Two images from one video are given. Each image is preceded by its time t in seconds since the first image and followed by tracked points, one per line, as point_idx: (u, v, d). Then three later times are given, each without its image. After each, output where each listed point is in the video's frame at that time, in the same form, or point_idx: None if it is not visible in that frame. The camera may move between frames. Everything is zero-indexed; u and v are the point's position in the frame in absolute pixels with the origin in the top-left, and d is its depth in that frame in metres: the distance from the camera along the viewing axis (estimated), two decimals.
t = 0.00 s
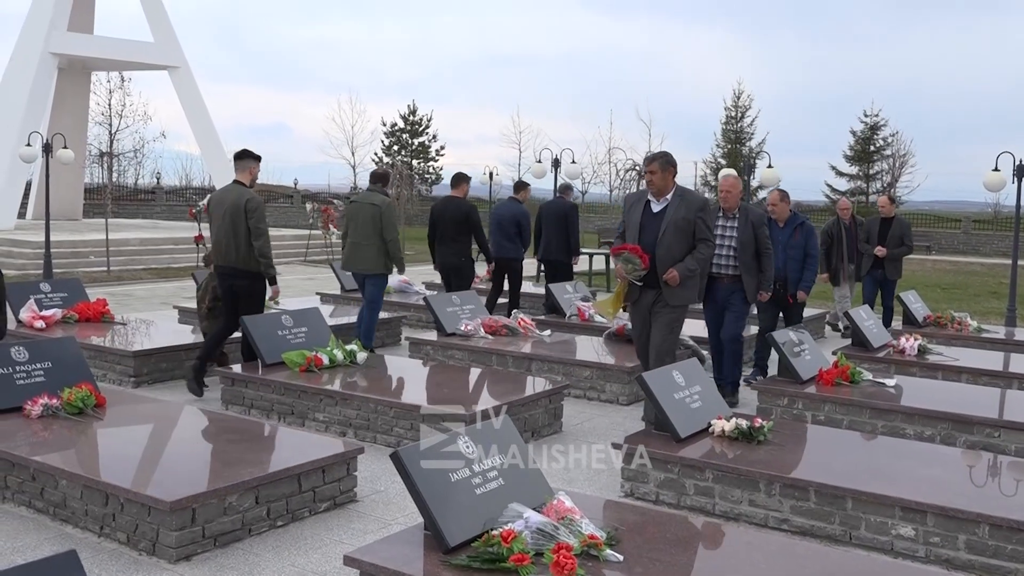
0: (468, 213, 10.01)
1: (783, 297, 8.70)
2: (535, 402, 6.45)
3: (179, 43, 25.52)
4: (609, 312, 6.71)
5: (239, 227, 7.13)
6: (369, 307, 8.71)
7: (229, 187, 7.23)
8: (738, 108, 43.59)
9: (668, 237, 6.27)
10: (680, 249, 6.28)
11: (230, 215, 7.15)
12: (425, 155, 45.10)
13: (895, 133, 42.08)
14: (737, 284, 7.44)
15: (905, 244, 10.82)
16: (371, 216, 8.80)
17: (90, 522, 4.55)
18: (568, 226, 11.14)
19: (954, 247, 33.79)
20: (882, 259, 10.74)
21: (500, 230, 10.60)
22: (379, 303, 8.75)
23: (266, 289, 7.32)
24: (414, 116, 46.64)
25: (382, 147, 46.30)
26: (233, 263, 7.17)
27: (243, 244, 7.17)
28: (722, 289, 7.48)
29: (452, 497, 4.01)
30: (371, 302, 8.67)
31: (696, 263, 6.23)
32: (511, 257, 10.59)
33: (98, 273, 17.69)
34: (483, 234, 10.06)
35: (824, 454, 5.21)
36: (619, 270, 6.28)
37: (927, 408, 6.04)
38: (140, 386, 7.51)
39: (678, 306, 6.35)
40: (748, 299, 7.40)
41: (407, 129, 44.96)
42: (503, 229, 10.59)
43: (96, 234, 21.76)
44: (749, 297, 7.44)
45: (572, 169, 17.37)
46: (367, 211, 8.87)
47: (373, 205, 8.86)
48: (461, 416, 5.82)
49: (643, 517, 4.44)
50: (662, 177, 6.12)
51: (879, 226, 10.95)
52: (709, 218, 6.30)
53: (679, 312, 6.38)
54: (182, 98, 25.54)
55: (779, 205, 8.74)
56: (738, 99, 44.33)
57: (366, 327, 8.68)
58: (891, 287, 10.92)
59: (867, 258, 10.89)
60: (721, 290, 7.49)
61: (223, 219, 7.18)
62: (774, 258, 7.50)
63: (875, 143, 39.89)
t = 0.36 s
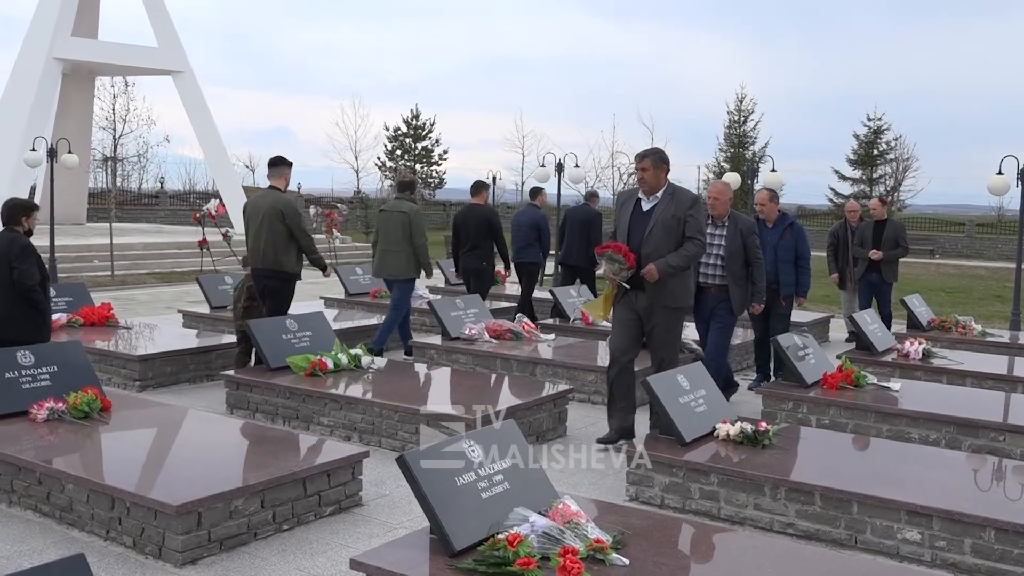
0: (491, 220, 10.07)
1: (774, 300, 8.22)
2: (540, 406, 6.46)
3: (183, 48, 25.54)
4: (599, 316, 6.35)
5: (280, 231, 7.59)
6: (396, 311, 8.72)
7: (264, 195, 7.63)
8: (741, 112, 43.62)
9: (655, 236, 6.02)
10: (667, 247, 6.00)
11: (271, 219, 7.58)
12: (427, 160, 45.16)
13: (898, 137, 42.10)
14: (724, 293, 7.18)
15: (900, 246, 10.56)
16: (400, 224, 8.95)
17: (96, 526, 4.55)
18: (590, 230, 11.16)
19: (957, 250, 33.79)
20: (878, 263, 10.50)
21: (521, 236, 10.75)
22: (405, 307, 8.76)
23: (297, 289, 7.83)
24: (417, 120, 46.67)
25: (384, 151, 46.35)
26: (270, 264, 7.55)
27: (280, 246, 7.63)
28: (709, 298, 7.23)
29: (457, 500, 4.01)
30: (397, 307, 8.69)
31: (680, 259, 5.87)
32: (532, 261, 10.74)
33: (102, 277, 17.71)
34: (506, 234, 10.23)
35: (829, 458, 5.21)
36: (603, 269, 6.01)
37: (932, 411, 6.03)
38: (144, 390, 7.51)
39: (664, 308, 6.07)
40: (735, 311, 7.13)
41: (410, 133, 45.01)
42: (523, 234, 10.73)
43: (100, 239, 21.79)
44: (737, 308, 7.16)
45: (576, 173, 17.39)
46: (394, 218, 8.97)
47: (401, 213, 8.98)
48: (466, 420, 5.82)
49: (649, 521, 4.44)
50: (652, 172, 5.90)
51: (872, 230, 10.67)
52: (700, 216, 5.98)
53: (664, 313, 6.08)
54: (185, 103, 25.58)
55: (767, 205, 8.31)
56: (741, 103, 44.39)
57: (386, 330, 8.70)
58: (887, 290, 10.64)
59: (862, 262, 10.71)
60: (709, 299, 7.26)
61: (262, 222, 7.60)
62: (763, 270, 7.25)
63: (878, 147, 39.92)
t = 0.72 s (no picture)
0: (510, 222, 10.23)
1: (767, 311, 7.91)
2: (546, 408, 6.46)
3: (189, 51, 25.61)
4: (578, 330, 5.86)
5: (311, 235, 8.00)
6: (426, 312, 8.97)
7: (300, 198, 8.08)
8: (745, 115, 43.67)
9: (635, 245, 5.66)
10: (650, 256, 5.66)
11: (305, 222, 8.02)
12: (432, 163, 45.23)
13: (903, 140, 42.11)
14: (717, 296, 6.82)
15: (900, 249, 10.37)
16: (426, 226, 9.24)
17: (104, 528, 4.56)
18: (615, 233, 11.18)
19: (962, 254, 33.77)
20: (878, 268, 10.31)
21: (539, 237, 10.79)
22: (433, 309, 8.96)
23: (333, 290, 8.21)
24: (422, 123, 46.74)
25: (389, 154, 46.43)
26: (302, 265, 8.00)
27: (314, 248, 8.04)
28: (700, 300, 6.84)
29: (464, 502, 4.02)
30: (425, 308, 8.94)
31: (665, 268, 5.57)
32: (550, 261, 10.79)
33: (109, 280, 17.75)
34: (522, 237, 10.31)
35: (835, 461, 5.22)
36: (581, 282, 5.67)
37: (938, 415, 6.03)
38: (151, 392, 7.53)
39: (646, 318, 5.74)
40: (727, 312, 6.82)
41: (414, 136, 45.07)
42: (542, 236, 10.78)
43: (106, 241, 21.84)
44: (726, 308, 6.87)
45: (581, 176, 17.41)
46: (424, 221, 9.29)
47: (429, 215, 9.26)
48: (474, 422, 5.82)
49: (656, 523, 4.44)
50: (629, 179, 5.53)
51: (873, 232, 10.52)
52: (680, 222, 5.69)
53: (650, 324, 5.75)
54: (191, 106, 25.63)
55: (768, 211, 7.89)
56: (746, 106, 44.42)
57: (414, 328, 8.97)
58: (887, 294, 10.49)
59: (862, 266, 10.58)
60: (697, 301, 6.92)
61: (297, 225, 8.03)
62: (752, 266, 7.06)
63: (883, 150, 39.92)
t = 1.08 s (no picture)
0: (538, 227, 10.32)
1: (761, 314, 7.65)
2: (552, 411, 6.48)
3: (195, 55, 25.66)
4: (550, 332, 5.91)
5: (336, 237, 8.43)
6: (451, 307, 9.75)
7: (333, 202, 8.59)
8: (750, 117, 43.71)
9: (616, 247, 5.49)
10: (631, 259, 5.51)
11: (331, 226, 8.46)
12: (437, 165, 45.27)
13: (907, 143, 42.09)
14: (696, 302, 6.70)
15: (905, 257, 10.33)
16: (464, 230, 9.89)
17: (113, 529, 4.59)
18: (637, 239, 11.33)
19: (968, 256, 33.75)
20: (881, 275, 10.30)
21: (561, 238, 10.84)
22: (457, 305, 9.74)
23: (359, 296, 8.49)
24: (426, 125, 46.79)
25: (393, 157, 46.47)
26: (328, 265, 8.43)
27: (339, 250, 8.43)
28: (677, 308, 6.72)
29: (472, 503, 4.04)
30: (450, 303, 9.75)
31: (648, 272, 5.45)
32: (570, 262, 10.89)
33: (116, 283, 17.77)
34: (552, 242, 10.47)
35: (841, 463, 5.23)
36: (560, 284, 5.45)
37: (944, 417, 6.03)
38: (158, 395, 7.54)
39: (629, 324, 5.54)
40: (708, 318, 6.70)
41: (419, 139, 45.11)
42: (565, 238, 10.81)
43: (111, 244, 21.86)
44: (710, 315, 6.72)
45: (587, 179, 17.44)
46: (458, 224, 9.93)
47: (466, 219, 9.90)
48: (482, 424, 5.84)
49: (662, 525, 4.46)
50: (609, 177, 5.37)
51: (879, 238, 10.54)
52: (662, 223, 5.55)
53: (632, 330, 5.57)
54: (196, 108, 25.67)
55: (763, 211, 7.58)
56: (750, 108, 44.45)
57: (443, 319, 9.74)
58: (889, 301, 10.47)
59: (866, 272, 10.57)
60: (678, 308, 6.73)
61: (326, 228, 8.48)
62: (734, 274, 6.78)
63: (889, 153, 39.91)
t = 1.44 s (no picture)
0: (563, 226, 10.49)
1: (750, 317, 7.41)
2: (560, 412, 6.51)
3: (201, 56, 25.72)
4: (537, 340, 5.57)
5: (382, 238, 8.59)
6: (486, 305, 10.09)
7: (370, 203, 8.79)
8: (755, 118, 43.75)
9: (593, 254, 5.16)
10: (609, 266, 5.17)
11: (376, 227, 8.60)
12: (442, 167, 45.33)
13: (912, 144, 42.12)
14: (682, 304, 6.34)
15: (911, 257, 10.19)
16: (495, 230, 10.43)
17: (125, 528, 4.63)
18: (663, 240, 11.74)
19: (974, 257, 33.73)
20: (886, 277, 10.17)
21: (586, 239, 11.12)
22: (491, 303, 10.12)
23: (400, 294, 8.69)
24: (431, 127, 46.84)
25: (399, 158, 46.55)
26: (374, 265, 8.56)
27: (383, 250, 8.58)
28: (664, 310, 6.39)
29: (482, 503, 4.06)
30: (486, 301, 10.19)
31: (624, 280, 5.09)
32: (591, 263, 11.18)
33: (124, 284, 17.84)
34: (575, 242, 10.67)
35: (849, 463, 5.24)
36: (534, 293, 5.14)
37: (952, 418, 6.04)
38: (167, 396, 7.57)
39: (605, 337, 5.18)
40: (694, 321, 6.32)
41: (425, 141, 45.19)
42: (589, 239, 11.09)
43: (117, 246, 21.92)
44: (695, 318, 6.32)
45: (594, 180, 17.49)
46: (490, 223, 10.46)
47: (496, 219, 10.45)
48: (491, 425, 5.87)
49: (671, 525, 4.48)
50: (590, 178, 5.06)
51: (884, 239, 10.35)
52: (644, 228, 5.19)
53: (609, 343, 5.19)
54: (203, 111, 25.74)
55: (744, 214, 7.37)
56: (755, 109, 44.47)
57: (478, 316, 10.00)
58: (896, 303, 10.35)
59: (871, 274, 10.39)
60: (663, 311, 6.40)
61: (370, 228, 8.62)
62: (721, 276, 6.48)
63: (895, 154, 39.90)
